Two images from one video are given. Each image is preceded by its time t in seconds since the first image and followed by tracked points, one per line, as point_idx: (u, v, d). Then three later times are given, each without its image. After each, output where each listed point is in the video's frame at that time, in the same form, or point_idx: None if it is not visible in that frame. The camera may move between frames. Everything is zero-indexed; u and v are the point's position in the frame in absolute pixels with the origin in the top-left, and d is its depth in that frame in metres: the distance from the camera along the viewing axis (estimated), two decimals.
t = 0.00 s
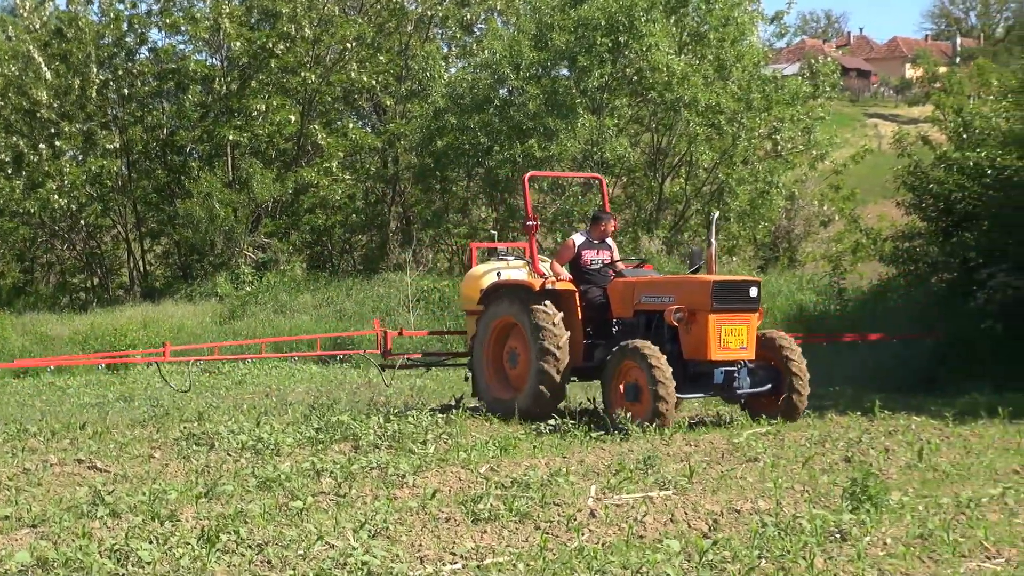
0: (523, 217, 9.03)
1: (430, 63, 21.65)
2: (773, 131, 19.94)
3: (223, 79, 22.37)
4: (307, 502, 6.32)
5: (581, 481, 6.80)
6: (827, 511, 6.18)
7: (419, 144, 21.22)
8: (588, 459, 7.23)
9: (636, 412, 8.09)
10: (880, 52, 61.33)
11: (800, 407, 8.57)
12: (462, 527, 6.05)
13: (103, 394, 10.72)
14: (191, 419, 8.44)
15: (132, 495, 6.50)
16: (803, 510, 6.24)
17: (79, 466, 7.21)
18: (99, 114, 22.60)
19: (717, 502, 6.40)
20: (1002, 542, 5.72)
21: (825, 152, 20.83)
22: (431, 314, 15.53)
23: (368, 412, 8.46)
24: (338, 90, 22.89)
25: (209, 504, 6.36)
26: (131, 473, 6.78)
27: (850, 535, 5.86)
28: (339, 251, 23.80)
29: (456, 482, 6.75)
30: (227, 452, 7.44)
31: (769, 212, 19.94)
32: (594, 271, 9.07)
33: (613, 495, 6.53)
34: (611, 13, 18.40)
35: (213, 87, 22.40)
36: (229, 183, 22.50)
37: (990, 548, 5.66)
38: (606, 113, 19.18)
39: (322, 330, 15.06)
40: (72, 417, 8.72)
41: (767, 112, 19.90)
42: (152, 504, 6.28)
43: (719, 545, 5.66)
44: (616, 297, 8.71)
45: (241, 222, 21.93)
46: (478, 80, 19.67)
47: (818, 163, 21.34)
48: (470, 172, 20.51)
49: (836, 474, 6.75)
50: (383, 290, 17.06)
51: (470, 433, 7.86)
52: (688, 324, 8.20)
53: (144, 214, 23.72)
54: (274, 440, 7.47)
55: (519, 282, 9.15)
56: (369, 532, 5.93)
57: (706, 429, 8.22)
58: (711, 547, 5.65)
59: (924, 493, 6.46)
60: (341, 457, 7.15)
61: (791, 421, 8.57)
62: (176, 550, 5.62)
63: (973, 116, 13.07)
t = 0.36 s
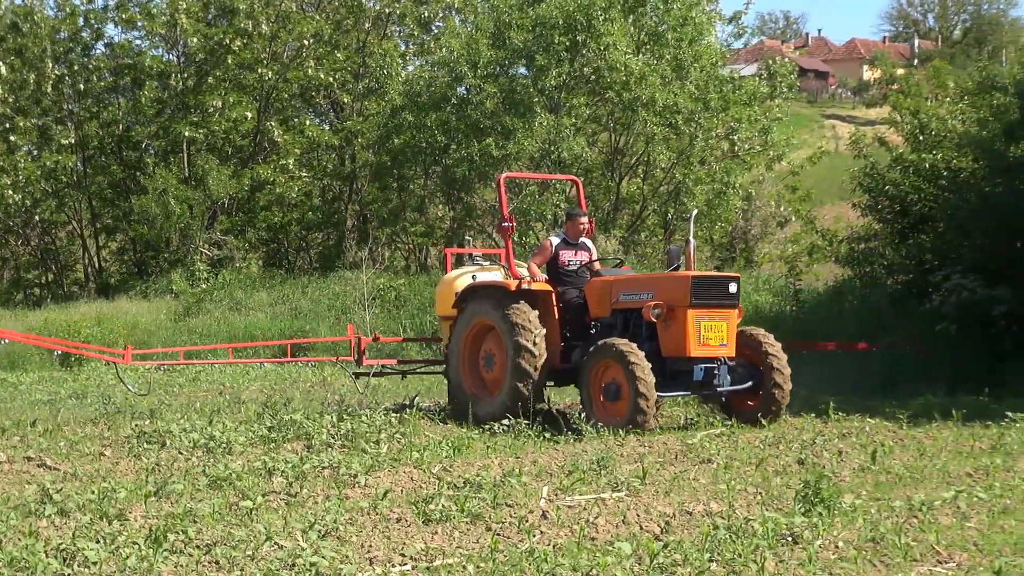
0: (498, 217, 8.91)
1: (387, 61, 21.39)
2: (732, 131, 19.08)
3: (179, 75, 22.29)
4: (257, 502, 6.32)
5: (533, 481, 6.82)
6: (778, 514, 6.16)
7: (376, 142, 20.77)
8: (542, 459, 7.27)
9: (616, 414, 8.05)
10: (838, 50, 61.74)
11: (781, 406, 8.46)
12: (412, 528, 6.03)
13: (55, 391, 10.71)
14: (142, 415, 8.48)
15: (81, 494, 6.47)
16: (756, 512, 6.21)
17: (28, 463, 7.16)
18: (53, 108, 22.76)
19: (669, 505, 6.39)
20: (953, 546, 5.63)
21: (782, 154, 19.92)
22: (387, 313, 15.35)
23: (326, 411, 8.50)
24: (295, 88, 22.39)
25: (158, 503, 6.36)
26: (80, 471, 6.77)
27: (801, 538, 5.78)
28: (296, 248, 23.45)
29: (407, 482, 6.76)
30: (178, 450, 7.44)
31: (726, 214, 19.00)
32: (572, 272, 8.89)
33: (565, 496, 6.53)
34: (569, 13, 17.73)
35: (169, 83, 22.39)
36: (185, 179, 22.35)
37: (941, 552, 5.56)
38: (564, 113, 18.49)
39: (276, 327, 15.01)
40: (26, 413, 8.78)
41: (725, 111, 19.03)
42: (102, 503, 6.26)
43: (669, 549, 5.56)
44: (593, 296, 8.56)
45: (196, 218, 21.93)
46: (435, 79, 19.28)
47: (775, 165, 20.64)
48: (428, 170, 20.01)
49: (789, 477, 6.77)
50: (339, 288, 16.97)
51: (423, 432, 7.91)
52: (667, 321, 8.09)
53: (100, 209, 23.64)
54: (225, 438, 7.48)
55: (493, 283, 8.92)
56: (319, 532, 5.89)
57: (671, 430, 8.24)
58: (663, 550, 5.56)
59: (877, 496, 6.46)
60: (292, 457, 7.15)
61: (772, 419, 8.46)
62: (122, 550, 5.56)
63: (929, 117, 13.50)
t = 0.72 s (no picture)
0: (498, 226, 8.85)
1: (367, 65, 21.15)
2: (710, 138, 18.75)
3: (160, 77, 22.23)
4: (231, 508, 6.38)
5: (510, 488, 6.87)
6: (753, 523, 6.20)
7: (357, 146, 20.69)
8: (519, 465, 7.33)
9: (622, 422, 8.01)
10: (818, 57, 62.47)
11: (790, 420, 8.25)
12: (387, 535, 6.08)
13: (29, 394, 10.74)
14: (119, 419, 8.55)
15: (55, 499, 6.52)
16: (732, 521, 6.24)
17: (2, 468, 7.16)
18: (33, 111, 22.60)
19: (645, 513, 6.42)
20: (927, 557, 5.64)
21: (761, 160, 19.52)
22: (366, 317, 15.22)
23: (305, 415, 8.55)
24: (275, 91, 22.55)
25: (132, 508, 6.44)
26: (55, 475, 6.82)
27: (776, 548, 5.81)
28: (275, 251, 22.97)
29: (382, 487, 6.82)
30: (154, 454, 7.48)
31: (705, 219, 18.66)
32: (573, 278, 8.68)
33: (541, 504, 6.58)
34: (550, 17, 17.62)
35: (149, 85, 22.23)
36: (165, 182, 22.17)
37: (917, 563, 5.56)
38: (544, 118, 18.29)
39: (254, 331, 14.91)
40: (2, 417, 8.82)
41: (704, 118, 18.74)
42: (75, 508, 6.32)
43: (643, 558, 5.59)
44: (599, 306, 8.49)
45: (176, 221, 21.64)
46: (417, 82, 19.24)
47: (755, 171, 20.49)
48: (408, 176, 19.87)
49: (766, 485, 6.82)
50: (320, 291, 16.88)
51: (400, 437, 7.95)
52: (674, 331, 8.02)
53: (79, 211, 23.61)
54: (202, 443, 7.53)
55: (496, 293, 8.81)
56: (293, 540, 5.94)
57: (660, 439, 8.24)
58: (637, 559, 5.59)
59: (853, 505, 6.50)
60: (269, 462, 7.20)
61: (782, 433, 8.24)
62: (94, 556, 5.61)
63: (909, 124, 13.89)
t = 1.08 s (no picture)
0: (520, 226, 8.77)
1: (379, 63, 20.84)
2: (721, 137, 18.59)
3: (170, 75, 22.23)
4: (237, 508, 6.37)
5: (517, 489, 6.86)
6: (761, 525, 6.17)
7: (368, 145, 20.89)
8: (527, 466, 7.32)
9: (655, 422, 7.93)
10: (829, 59, 62.45)
11: (824, 422, 8.16)
12: (393, 535, 6.06)
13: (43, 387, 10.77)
14: (125, 417, 8.55)
15: (62, 497, 6.52)
16: (739, 523, 6.22)
17: (10, 465, 7.18)
18: (44, 108, 22.65)
19: (652, 514, 6.41)
20: (935, 560, 5.62)
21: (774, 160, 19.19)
22: (376, 316, 15.11)
23: (311, 413, 8.54)
24: (286, 90, 22.64)
25: (138, 507, 6.45)
26: (62, 474, 6.82)
27: (783, 550, 5.79)
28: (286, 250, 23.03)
29: (390, 487, 6.81)
30: (162, 452, 7.48)
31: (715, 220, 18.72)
32: (599, 278, 8.69)
33: (548, 505, 6.57)
34: (561, 16, 17.51)
35: (160, 83, 22.30)
36: (176, 179, 22.26)
37: (923, 567, 5.53)
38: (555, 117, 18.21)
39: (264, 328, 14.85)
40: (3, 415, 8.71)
41: (714, 117, 18.55)
42: (82, 506, 6.33)
43: (649, 560, 5.57)
44: (628, 307, 8.40)
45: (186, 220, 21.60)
46: (428, 82, 19.31)
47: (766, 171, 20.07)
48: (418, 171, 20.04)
49: (774, 487, 6.80)
50: (327, 289, 16.85)
51: (406, 437, 7.93)
52: (705, 332, 7.93)
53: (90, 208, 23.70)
54: (210, 442, 7.51)
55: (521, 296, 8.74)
56: (299, 540, 5.93)
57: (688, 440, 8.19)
58: (643, 562, 5.57)
59: (861, 507, 6.48)
60: (276, 461, 7.19)
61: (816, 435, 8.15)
62: (99, 555, 5.61)
63: (920, 125, 13.87)
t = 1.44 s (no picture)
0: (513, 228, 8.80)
1: (351, 66, 21.15)
2: (691, 141, 18.62)
3: (141, 77, 22.15)
4: (207, 511, 6.38)
5: (486, 492, 6.89)
6: (729, 528, 6.21)
7: (338, 147, 20.84)
8: (497, 469, 7.35)
9: (643, 425, 7.86)
10: (800, 62, 62.70)
11: (815, 429, 8.08)
12: (362, 539, 6.07)
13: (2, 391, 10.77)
14: (95, 421, 8.55)
15: (29, 501, 6.50)
16: (706, 526, 6.25)
17: None
18: (13, 108, 22.61)
19: (621, 517, 6.43)
20: (902, 564, 5.64)
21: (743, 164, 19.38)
22: (346, 319, 15.25)
23: (282, 416, 8.55)
24: (258, 91, 22.49)
25: (107, 511, 6.45)
26: (30, 478, 6.83)
27: (751, 554, 5.80)
28: (256, 250, 22.97)
29: (360, 491, 6.83)
30: (130, 456, 7.48)
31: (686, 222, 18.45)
32: (590, 283, 8.66)
33: (517, 508, 6.59)
34: (532, 19, 17.56)
35: (131, 84, 22.20)
36: (145, 181, 22.04)
37: (892, 570, 5.54)
38: (525, 121, 18.17)
39: (234, 331, 14.90)
40: None
41: (685, 121, 18.51)
42: (50, 510, 6.32)
43: (618, 564, 5.57)
44: (620, 309, 8.35)
45: (156, 221, 21.60)
46: (398, 84, 19.13)
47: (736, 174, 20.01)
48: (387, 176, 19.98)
49: (742, 490, 6.84)
50: (298, 290, 16.80)
51: (377, 440, 7.93)
52: (696, 335, 7.89)
53: (59, 211, 23.36)
54: (179, 445, 7.52)
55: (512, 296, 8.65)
56: (268, 543, 5.93)
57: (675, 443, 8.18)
58: (612, 565, 5.58)
59: (829, 510, 6.51)
60: (245, 465, 7.21)
61: (807, 442, 8.08)
62: (68, 559, 5.60)
63: (890, 129, 13.82)
